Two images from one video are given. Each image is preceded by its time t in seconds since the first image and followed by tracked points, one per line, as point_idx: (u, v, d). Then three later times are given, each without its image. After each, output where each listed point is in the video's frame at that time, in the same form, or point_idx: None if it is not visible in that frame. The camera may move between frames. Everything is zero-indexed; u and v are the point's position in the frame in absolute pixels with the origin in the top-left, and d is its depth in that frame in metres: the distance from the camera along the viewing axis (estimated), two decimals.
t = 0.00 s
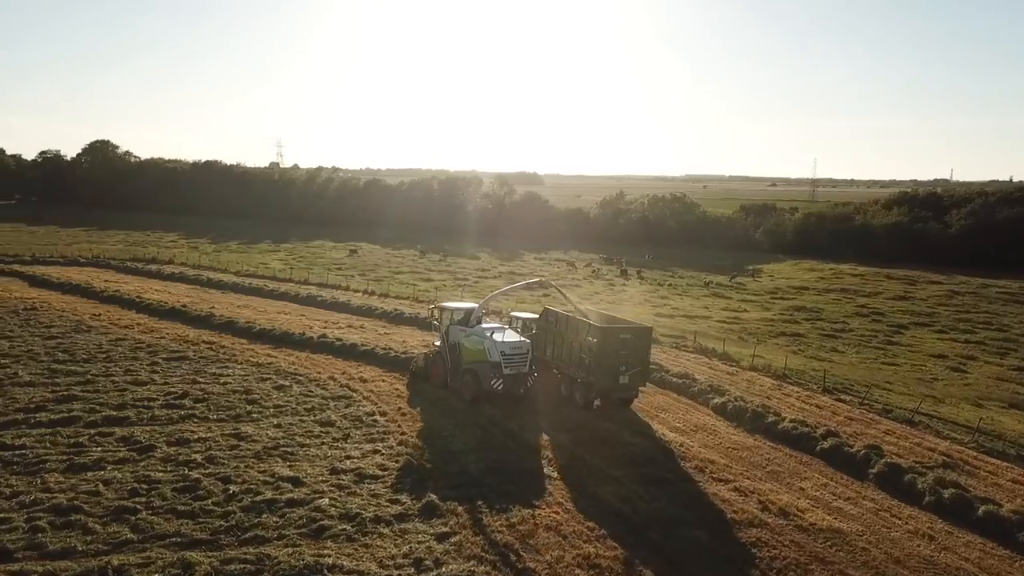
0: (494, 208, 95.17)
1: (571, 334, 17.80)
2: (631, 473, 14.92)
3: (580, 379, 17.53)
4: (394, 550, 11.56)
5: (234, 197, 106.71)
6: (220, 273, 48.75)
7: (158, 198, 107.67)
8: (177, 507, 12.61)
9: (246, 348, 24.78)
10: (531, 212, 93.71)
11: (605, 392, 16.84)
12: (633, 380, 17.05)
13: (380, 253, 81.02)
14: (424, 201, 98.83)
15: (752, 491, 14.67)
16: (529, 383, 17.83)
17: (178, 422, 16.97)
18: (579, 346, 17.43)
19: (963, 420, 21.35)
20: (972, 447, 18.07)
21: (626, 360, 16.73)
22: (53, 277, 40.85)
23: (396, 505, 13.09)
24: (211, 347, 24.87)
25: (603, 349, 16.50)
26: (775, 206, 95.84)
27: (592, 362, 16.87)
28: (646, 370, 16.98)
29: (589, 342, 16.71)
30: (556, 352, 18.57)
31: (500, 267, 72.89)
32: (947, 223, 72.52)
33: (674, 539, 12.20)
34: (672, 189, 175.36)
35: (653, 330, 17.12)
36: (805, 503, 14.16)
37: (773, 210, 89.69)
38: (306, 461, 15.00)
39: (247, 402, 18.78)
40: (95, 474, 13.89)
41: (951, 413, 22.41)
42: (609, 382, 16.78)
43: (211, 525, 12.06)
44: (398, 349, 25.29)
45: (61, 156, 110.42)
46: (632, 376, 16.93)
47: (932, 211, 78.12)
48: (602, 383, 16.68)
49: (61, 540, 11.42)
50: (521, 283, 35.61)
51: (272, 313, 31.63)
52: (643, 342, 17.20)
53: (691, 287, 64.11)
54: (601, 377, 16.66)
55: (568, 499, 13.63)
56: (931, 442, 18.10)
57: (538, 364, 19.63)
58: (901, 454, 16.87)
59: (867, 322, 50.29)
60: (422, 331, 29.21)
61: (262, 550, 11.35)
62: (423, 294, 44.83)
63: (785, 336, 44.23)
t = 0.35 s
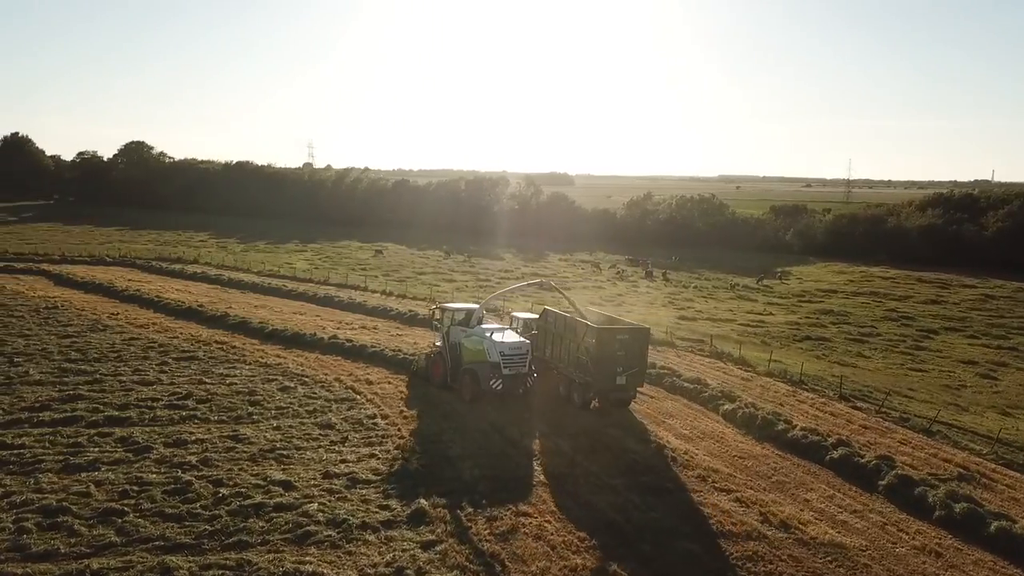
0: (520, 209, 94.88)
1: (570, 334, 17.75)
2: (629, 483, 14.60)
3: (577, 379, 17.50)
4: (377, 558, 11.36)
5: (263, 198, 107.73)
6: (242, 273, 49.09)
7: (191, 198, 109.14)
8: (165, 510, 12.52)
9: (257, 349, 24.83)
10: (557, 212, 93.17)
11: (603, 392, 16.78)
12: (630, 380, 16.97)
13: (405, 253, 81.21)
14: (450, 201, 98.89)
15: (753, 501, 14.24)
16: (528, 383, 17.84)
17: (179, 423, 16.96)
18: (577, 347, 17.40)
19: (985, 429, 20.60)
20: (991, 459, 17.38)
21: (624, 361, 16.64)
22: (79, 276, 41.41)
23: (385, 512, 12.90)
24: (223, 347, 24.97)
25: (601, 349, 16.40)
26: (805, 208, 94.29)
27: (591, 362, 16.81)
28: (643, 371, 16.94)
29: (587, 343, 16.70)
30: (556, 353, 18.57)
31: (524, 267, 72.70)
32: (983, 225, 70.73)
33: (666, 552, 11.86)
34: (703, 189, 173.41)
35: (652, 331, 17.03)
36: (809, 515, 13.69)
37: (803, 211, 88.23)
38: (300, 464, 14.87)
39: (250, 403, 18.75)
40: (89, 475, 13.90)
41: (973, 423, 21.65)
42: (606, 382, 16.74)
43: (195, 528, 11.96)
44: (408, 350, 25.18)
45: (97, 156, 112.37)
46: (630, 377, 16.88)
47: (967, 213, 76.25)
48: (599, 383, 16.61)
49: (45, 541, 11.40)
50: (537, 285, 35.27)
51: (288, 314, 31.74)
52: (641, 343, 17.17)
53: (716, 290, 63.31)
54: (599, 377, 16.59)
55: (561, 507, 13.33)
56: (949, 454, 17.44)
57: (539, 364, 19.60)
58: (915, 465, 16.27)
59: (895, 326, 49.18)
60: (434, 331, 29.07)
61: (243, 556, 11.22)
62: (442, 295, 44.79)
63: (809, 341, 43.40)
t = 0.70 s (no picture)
0: (547, 210, 94.37)
1: (569, 335, 17.69)
2: (626, 492, 14.23)
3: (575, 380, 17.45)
4: (357, 566, 11.15)
5: (293, 199, 108.58)
6: (265, 273, 49.42)
7: (225, 198, 110.57)
8: (151, 513, 12.45)
9: (267, 350, 24.84)
10: (584, 213, 92.47)
11: (600, 393, 16.72)
12: (628, 381, 16.93)
13: (431, 253, 81.28)
14: (478, 201, 98.75)
15: (756, 514, 13.79)
16: (527, 384, 17.76)
17: (179, 424, 16.93)
18: (576, 347, 17.35)
19: (1008, 440, 19.80)
20: (1012, 474, 16.65)
21: (622, 362, 16.63)
22: (104, 275, 42.01)
23: (372, 519, 12.68)
24: (234, 347, 25.04)
25: (599, 350, 16.40)
26: (839, 209, 92.53)
27: (589, 363, 16.78)
28: (642, 372, 16.90)
29: (586, 344, 16.68)
30: (555, 354, 18.50)
31: (549, 269, 72.35)
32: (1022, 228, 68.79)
33: (656, 566, 11.47)
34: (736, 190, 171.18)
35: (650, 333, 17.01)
36: (812, 529, 13.20)
37: (835, 213, 86.62)
38: (294, 468, 14.73)
39: (251, 405, 18.69)
40: (81, 476, 13.89)
41: (997, 433, 20.84)
42: (604, 383, 16.69)
43: (178, 533, 11.85)
44: (417, 352, 25.03)
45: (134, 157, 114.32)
46: (628, 378, 16.84)
47: (1006, 215, 74.23)
48: (597, 383, 16.56)
49: (28, 544, 11.37)
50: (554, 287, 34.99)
51: (304, 315, 31.81)
52: (640, 344, 17.14)
53: (743, 293, 62.39)
54: (597, 377, 16.55)
55: (553, 517, 13.02)
56: (967, 467, 16.75)
57: (538, 365, 19.51)
58: (929, 479, 15.64)
59: (927, 331, 47.96)
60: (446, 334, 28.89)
61: (223, 563, 11.09)
62: (462, 296, 44.66)
63: (835, 345, 42.48)
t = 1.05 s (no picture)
0: (575, 212, 93.45)
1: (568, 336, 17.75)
2: (622, 501, 13.87)
3: (574, 381, 17.52)
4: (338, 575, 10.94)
5: (322, 199, 109.07)
6: (288, 273, 49.66)
7: (256, 197, 111.68)
8: (138, 517, 12.38)
9: (278, 351, 24.86)
10: (612, 214, 91.56)
11: (599, 394, 16.82)
12: (626, 383, 16.99)
13: (457, 254, 81.17)
14: (506, 202, 98.21)
15: (757, 527, 13.33)
16: (527, 385, 17.91)
17: (179, 425, 16.92)
18: (574, 349, 17.42)
19: None
20: None
21: (621, 363, 16.70)
22: (128, 275, 42.47)
23: (359, 526, 12.48)
24: (246, 348, 25.08)
25: (598, 351, 16.46)
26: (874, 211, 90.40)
27: (587, 364, 16.87)
28: (641, 373, 16.98)
29: (584, 345, 16.72)
30: (554, 355, 18.59)
31: (574, 270, 71.85)
32: None
33: None
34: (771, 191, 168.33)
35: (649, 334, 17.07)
36: (814, 544, 12.74)
37: (870, 215, 84.66)
38: (288, 472, 14.61)
39: (254, 407, 18.63)
40: (75, 477, 13.90)
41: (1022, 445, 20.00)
42: (604, 385, 16.80)
43: (162, 539, 11.74)
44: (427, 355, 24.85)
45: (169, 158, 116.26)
46: (627, 379, 16.97)
47: None
48: (596, 384, 16.64)
49: (11, 546, 11.34)
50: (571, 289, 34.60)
51: (319, 316, 31.82)
52: (639, 345, 17.24)
53: (771, 296, 61.32)
54: (596, 379, 16.64)
55: (544, 527, 12.69)
56: (985, 481, 16.07)
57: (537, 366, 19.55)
58: (943, 494, 15.02)
59: (960, 337, 46.60)
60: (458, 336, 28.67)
61: (203, 569, 10.96)
62: (482, 298, 44.42)
63: (863, 351, 41.44)
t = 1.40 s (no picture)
0: (604, 213, 92.44)
1: (570, 337, 18.04)
2: (620, 512, 13.54)
3: (576, 382, 17.87)
4: None
5: (351, 200, 109.53)
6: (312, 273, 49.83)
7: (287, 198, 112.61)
8: (126, 520, 12.30)
9: (290, 352, 24.87)
10: (641, 216, 90.66)
11: (600, 395, 17.15)
12: (627, 384, 17.30)
13: (483, 255, 80.97)
14: (535, 203, 97.55)
15: (759, 541, 12.87)
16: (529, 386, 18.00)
17: (180, 427, 16.91)
18: (575, 350, 17.72)
19: None
20: None
21: (622, 365, 17.02)
22: (152, 274, 42.88)
23: (347, 533, 12.28)
24: (258, 349, 25.11)
25: (600, 353, 16.73)
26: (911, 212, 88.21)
27: (588, 365, 17.15)
28: (642, 374, 17.29)
29: (586, 345, 16.97)
30: (555, 355, 18.88)
31: (601, 272, 71.21)
32: None
33: None
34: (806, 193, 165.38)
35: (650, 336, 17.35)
36: (817, 562, 12.22)
37: (906, 216, 82.63)
38: (283, 476, 14.48)
39: (257, 408, 18.56)
40: (70, 479, 13.89)
41: None
42: (605, 386, 17.02)
43: (147, 543, 11.65)
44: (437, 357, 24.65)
45: (205, 160, 118.10)
46: (628, 380, 17.17)
47: None
48: (597, 385, 16.94)
49: None
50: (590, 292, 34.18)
51: (336, 317, 31.81)
52: (640, 347, 17.53)
53: (800, 299, 60.15)
54: (597, 380, 16.93)
55: (535, 539, 12.38)
56: (1006, 497, 15.38)
57: (539, 366, 19.83)
58: (960, 510, 14.38)
59: (996, 343, 45.18)
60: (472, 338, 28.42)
61: None
62: (503, 300, 44.15)
63: (892, 356, 40.37)
